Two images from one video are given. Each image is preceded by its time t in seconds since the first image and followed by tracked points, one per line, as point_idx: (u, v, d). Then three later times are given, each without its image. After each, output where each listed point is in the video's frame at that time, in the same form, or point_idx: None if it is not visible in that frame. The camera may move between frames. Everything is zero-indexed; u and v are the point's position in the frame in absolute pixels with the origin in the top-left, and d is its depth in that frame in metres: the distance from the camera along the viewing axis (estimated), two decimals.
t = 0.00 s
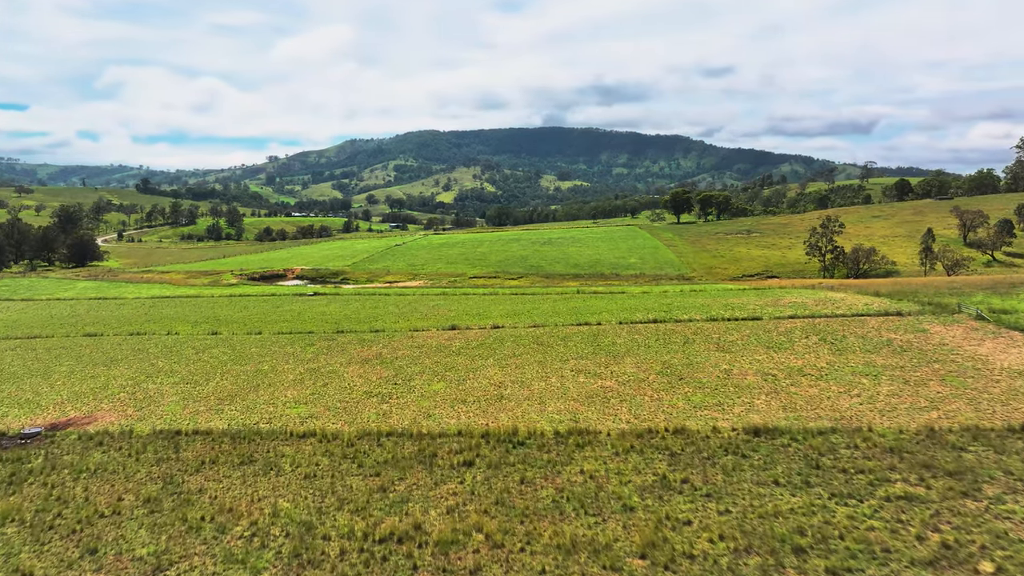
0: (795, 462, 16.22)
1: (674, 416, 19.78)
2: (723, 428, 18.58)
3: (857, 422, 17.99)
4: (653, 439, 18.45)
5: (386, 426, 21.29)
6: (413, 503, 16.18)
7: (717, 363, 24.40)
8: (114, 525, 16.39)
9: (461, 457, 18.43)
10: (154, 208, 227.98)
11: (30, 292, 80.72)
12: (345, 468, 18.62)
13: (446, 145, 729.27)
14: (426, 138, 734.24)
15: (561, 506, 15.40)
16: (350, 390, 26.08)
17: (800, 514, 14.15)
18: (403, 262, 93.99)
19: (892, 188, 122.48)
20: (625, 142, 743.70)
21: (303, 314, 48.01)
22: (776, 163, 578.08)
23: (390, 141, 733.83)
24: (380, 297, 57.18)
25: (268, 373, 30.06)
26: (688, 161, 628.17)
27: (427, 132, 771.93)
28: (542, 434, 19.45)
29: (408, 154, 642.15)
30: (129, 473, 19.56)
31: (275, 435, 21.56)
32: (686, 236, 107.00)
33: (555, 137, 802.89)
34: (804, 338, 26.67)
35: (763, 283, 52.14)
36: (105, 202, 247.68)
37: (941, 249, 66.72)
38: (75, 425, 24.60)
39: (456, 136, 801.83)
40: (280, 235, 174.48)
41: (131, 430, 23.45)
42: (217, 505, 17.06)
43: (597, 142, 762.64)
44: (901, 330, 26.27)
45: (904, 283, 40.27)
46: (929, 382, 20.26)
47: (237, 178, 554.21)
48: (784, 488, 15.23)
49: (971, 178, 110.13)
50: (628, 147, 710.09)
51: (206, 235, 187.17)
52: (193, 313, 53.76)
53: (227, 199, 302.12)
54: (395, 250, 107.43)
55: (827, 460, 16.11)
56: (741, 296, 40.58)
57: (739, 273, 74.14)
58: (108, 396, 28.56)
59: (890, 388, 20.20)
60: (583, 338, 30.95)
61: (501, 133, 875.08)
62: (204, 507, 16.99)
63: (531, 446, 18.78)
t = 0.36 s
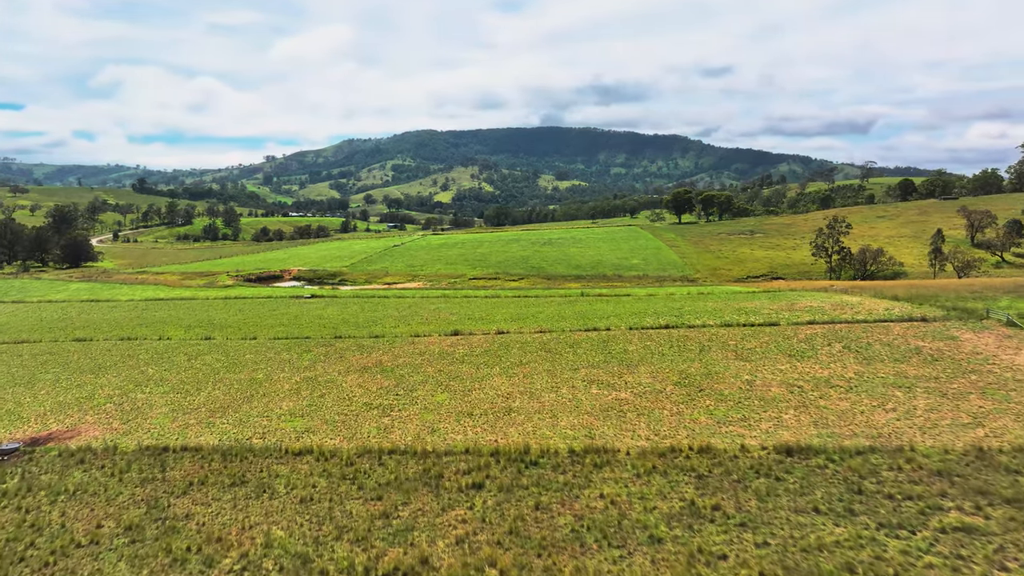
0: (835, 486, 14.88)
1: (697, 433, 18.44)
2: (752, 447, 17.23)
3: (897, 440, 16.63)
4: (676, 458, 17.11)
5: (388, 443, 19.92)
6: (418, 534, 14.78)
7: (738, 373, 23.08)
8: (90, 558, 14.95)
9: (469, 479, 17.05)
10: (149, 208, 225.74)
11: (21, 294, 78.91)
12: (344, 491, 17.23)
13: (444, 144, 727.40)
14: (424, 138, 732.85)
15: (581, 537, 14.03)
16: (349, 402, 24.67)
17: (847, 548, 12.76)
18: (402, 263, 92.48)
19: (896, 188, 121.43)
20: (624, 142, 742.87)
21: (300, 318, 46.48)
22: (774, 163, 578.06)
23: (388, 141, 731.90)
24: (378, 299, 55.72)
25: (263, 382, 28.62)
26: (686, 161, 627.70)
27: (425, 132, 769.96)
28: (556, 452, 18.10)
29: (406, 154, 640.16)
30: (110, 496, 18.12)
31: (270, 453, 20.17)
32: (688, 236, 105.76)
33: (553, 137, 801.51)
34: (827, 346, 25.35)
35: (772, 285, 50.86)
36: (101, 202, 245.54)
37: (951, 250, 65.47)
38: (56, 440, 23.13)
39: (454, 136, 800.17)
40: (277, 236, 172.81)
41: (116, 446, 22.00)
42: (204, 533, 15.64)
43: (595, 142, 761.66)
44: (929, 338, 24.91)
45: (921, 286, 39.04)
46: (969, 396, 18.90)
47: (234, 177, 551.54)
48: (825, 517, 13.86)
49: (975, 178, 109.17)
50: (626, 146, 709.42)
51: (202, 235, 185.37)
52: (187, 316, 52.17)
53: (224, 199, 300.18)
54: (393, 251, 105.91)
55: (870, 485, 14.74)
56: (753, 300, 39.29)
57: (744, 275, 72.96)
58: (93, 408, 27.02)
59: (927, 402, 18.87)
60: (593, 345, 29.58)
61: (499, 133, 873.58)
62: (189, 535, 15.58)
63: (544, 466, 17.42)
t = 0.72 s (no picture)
0: (884, 515, 13.55)
1: (725, 453, 17.07)
2: (786, 469, 15.89)
3: (945, 462, 15.29)
4: (704, 482, 15.75)
5: (390, 462, 18.54)
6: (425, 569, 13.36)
7: (762, 385, 21.72)
8: None
9: (479, 504, 15.71)
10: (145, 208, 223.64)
11: (12, 296, 77.20)
12: (344, 517, 15.83)
13: (442, 144, 725.41)
14: (422, 138, 731.25)
15: (607, 573, 12.68)
16: (348, 414, 23.26)
17: None
18: (400, 264, 90.94)
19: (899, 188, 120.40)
20: (622, 141, 742.26)
21: (297, 322, 44.98)
22: (772, 163, 578.07)
23: (386, 140, 729.85)
24: (378, 302, 54.22)
25: (257, 393, 27.17)
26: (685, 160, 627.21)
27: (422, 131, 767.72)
28: (574, 474, 16.74)
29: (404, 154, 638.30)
30: (88, 523, 16.65)
31: (263, 472, 18.74)
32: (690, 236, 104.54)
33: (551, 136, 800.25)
34: (853, 354, 24.05)
35: (781, 288, 49.61)
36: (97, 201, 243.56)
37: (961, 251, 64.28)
38: (35, 458, 21.63)
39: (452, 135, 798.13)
40: (275, 236, 171.11)
41: (97, 464, 20.49)
42: (188, 567, 14.20)
43: (593, 142, 760.83)
44: (961, 346, 23.62)
45: (939, 288, 37.79)
46: (1016, 412, 17.59)
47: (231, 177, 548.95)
48: (877, 551, 12.50)
49: (980, 178, 108.23)
50: (625, 146, 708.73)
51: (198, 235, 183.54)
52: (180, 320, 50.63)
53: (221, 199, 298.23)
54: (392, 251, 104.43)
55: (924, 514, 13.38)
56: (766, 304, 37.99)
57: (749, 276, 71.78)
58: (76, 420, 25.47)
59: (971, 417, 17.56)
60: (604, 352, 28.23)
61: (497, 133, 871.90)
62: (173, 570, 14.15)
63: (561, 490, 16.10)
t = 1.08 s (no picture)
0: (943, 551, 12.24)
1: (757, 476, 15.75)
2: (827, 494, 14.54)
3: (1002, 488, 13.99)
4: (739, 510, 14.40)
5: (394, 484, 17.15)
6: None
7: (789, 398, 20.39)
8: None
9: (493, 535, 14.35)
10: (141, 208, 221.66)
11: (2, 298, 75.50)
12: (344, 549, 14.43)
13: (439, 144, 724.10)
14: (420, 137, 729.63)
15: None
16: (348, 429, 21.84)
17: None
18: (399, 265, 89.44)
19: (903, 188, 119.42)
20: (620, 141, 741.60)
21: (294, 326, 43.56)
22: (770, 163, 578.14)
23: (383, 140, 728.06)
24: (377, 305, 52.79)
25: (251, 404, 25.72)
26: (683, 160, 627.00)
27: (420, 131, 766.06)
28: (595, 500, 15.37)
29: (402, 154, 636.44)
30: (62, 555, 15.19)
31: (256, 496, 17.30)
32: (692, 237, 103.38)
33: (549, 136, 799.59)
34: (882, 364, 22.76)
35: (791, 290, 48.37)
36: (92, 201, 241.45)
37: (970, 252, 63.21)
38: (11, 478, 20.12)
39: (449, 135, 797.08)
40: (272, 236, 169.53)
41: (77, 485, 18.97)
42: None
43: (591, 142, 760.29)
44: (997, 354, 22.36)
45: (959, 292, 36.56)
46: None
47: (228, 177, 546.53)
48: None
49: (984, 178, 107.37)
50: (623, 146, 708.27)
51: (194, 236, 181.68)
52: (173, 324, 49.10)
53: (218, 199, 296.25)
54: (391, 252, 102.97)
55: (989, 551, 12.05)
56: (780, 308, 36.71)
57: (754, 277, 70.61)
58: (57, 435, 23.93)
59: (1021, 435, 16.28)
60: (616, 360, 26.87)
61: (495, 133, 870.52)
62: None
63: (581, 518, 14.75)
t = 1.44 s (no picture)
0: None
1: (797, 503, 14.40)
2: (878, 526, 13.17)
3: None
4: (781, 544, 13.02)
5: (398, 510, 15.74)
6: None
7: (820, 413, 19.05)
8: None
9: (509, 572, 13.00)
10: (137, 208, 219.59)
11: None
12: None
13: (438, 144, 722.37)
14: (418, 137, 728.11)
15: None
16: (348, 446, 20.42)
17: None
18: (399, 266, 87.95)
19: (907, 188, 118.32)
20: (619, 141, 740.88)
21: (291, 330, 42.12)
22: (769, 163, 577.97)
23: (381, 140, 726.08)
24: (376, 308, 51.34)
25: (245, 417, 24.28)
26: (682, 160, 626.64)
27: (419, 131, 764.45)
28: (621, 530, 13.98)
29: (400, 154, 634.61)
30: None
31: (247, 523, 15.86)
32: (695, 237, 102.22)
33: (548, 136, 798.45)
34: (915, 375, 21.45)
35: (803, 292, 47.08)
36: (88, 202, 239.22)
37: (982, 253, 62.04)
38: None
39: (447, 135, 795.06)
40: (269, 236, 167.93)
41: (53, 510, 17.45)
42: None
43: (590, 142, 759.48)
44: None
45: (980, 296, 35.34)
46: None
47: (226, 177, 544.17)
48: None
49: (989, 177, 106.40)
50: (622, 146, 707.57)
51: (191, 236, 179.92)
52: (167, 329, 47.57)
53: (216, 199, 294.04)
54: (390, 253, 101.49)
55: None
56: (796, 312, 35.37)
57: (760, 279, 69.41)
58: (37, 451, 22.37)
59: None
60: (631, 370, 25.49)
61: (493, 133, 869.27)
62: None
63: (606, 553, 13.41)
